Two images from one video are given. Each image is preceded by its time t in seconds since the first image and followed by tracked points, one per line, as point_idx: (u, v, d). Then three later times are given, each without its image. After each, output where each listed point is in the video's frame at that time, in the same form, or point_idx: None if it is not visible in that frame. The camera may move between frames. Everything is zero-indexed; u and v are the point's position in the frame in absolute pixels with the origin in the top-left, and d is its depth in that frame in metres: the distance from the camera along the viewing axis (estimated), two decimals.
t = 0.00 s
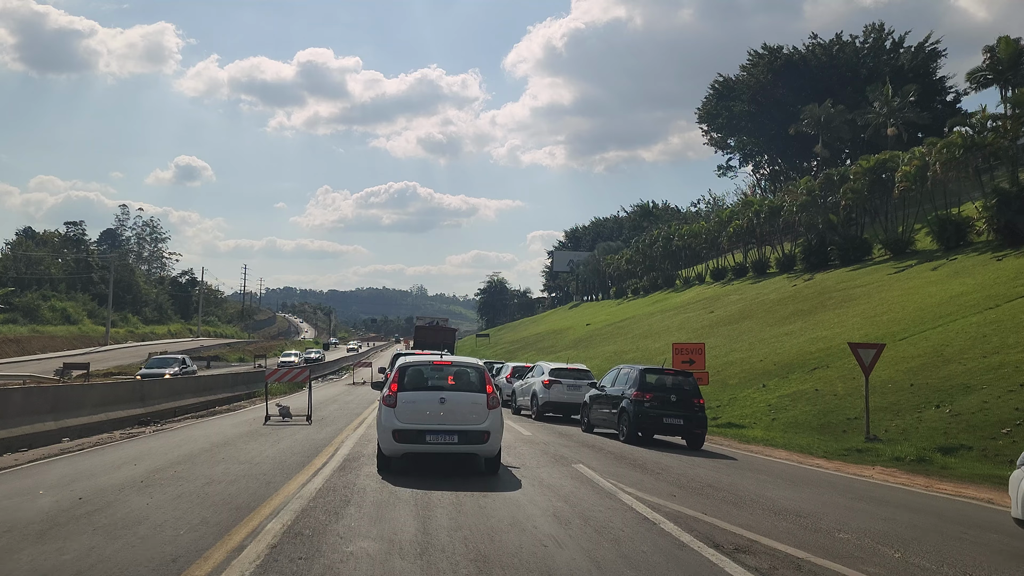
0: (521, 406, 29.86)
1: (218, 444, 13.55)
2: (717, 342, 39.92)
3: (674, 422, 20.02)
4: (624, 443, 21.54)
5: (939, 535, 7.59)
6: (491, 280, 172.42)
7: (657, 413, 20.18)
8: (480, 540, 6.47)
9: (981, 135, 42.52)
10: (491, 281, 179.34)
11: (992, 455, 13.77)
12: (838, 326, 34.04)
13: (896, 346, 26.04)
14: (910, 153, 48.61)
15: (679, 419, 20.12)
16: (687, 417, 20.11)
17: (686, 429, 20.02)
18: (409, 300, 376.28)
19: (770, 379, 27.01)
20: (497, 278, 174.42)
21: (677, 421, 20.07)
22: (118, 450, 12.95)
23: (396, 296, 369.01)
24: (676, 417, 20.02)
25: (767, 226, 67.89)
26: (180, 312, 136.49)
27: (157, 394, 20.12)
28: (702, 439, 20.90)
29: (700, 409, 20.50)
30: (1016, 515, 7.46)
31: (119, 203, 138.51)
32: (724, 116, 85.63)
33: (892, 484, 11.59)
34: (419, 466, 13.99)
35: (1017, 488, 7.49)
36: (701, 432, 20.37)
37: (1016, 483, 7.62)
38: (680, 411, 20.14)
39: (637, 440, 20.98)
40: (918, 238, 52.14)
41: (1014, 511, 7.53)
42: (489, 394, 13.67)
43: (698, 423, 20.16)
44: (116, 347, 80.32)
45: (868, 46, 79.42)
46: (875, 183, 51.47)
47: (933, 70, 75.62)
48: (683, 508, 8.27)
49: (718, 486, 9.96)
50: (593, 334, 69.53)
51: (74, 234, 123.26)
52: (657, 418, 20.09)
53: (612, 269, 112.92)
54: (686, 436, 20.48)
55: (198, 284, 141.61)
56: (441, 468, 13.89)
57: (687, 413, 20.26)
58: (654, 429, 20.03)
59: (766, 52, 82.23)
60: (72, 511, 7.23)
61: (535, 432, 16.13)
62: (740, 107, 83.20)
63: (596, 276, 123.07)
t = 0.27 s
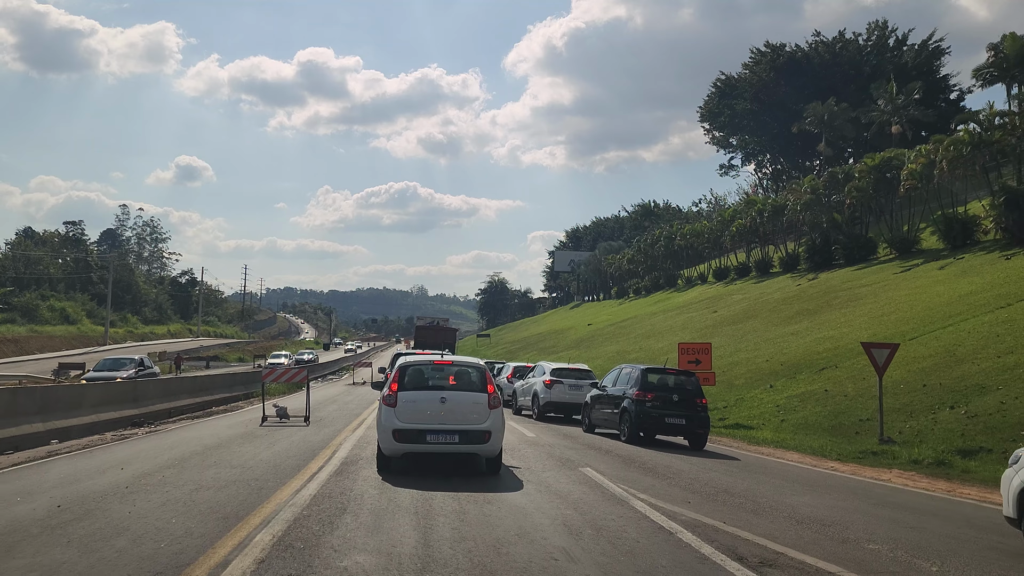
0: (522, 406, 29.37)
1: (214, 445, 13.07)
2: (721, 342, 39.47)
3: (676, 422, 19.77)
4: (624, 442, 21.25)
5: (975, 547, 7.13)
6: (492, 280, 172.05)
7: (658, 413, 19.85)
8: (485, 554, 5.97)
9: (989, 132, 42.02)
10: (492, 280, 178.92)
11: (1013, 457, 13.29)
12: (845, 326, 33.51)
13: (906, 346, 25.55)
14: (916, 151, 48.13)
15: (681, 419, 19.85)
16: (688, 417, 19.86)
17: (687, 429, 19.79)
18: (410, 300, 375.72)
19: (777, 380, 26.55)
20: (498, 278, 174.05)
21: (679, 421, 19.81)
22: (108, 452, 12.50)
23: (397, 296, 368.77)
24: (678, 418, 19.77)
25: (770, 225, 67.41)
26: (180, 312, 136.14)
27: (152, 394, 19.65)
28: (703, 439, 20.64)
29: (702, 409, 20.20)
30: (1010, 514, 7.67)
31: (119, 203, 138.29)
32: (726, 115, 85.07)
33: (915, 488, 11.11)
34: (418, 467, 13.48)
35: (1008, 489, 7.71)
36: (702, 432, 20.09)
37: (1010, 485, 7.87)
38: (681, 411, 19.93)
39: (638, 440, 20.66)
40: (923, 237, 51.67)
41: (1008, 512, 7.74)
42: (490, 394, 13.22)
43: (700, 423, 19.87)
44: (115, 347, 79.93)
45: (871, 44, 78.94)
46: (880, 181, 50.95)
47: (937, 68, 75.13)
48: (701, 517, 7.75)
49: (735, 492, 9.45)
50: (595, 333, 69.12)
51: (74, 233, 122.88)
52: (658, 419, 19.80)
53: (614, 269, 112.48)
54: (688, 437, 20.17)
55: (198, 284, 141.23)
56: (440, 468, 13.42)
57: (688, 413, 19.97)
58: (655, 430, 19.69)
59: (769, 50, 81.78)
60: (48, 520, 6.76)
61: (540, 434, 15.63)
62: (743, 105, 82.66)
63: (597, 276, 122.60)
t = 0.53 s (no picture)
0: (523, 405, 28.88)
1: (206, 448, 12.58)
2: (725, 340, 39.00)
3: (678, 422, 19.33)
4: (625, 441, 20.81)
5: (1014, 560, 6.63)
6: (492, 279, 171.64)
7: (660, 413, 19.40)
8: (492, 570, 5.47)
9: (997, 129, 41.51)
10: (493, 279, 178.56)
11: None
12: (851, 325, 33.05)
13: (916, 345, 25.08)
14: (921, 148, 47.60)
15: (684, 418, 19.41)
16: (691, 416, 19.42)
17: (690, 429, 19.36)
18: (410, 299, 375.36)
19: (784, 379, 26.07)
20: (498, 277, 173.61)
21: (681, 421, 19.37)
22: (96, 455, 12.00)
23: (397, 295, 368.42)
24: (680, 417, 19.33)
25: (773, 223, 66.92)
26: (180, 310, 135.79)
27: (145, 394, 19.16)
28: (706, 439, 20.22)
29: (705, 409, 19.75)
30: (999, 513, 7.42)
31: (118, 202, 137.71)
32: (728, 113, 84.55)
33: (939, 493, 10.63)
34: (418, 469, 12.98)
35: (998, 488, 7.46)
36: (705, 432, 19.66)
37: (998, 484, 7.62)
38: (684, 410, 19.49)
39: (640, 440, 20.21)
40: (928, 235, 51.19)
41: (996, 511, 7.49)
42: (491, 394, 12.76)
43: (703, 423, 19.43)
44: (113, 347, 79.45)
45: (874, 42, 78.43)
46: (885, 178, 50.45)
47: (940, 65, 74.67)
48: (719, 526, 7.27)
49: (752, 498, 8.97)
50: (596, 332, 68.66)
51: (73, 232, 122.36)
52: (660, 419, 19.35)
53: (615, 267, 112.00)
54: (691, 437, 19.74)
55: (198, 282, 140.73)
56: (440, 469, 12.95)
57: (691, 413, 19.53)
58: (657, 430, 19.24)
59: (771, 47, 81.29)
60: (19, 532, 6.28)
61: (544, 436, 15.16)
62: (745, 103, 82.14)
63: (598, 275, 122.16)
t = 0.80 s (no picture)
0: (523, 405, 28.43)
1: (198, 450, 12.09)
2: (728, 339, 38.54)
3: (681, 422, 18.87)
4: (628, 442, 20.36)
5: None
6: (492, 278, 171.30)
7: (663, 413, 18.94)
8: None
9: (1004, 125, 41.01)
10: (493, 279, 178.09)
11: None
12: (858, 323, 32.58)
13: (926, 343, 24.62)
14: (927, 145, 47.09)
15: (687, 418, 18.96)
16: (694, 417, 18.97)
17: (694, 429, 18.91)
18: (411, 299, 374.69)
19: (792, 378, 25.62)
20: (498, 276, 173.32)
21: (685, 421, 18.92)
22: (83, 457, 11.52)
23: (397, 294, 368.12)
24: (683, 417, 18.87)
25: (776, 222, 66.46)
26: (179, 310, 135.44)
27: (137, 395, 18.68)
28: (710, 439, 19.78)
29: (709, 408, 19.28)
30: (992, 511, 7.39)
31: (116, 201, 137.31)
32: (730, 111, 84.03)
33: (964, 498, 10.17)
34: (419, 471, 12.52)
35: (990, 488, 7.48)
36: (709, 432, 19.22)
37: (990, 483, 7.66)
38: (687, 410, 19.04)
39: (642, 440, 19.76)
40: (934, 233, 50.76)
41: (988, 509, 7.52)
42: (494, 393, 12.29)
43: (707, 423, 18.99)
44: (112, 346, 78.96)
45: (876, 39, 77.97)
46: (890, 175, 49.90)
47: (943, 63, 74.22)
48: (742, 536, 6.81)
49: (771, 505, 8.50)
50: (598, 332, 68.15)
51: (72, 231, 121.81)
52: (663, 419, 18.90)
53: (615, 266, 111.57)
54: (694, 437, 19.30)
55: (197, 281, 140.22)
56: (441, 471, 12.49)
57: (695, 412, 19.07)
58: (661, 430, 18.78)
59: (772, 45, 80.67)
60: None
61: (549, 437, 14.70)
62: (747, 101, 81.58)
63: (599, 274, 121.67)
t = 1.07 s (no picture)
0: (524, 405, 27.95)
1: (187, 453, 11.59)
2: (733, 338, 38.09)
3: (686, 423, 18.43)
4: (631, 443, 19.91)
5: None
6: (493, 278, 170.79)
7: (667, 414, 18.50)
8: None
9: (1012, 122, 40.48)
10: (493, 278, 177.66)
11: None
12: (864, 323, 32.12)
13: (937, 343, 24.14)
14: (933, 142, 46.59)
15: (692, 419, 18.51)
16: (699, 418, 18.51)
17: (699, 430, 18.45)
18: (411, 298, 374.14)
19: (799, 378, 25.16)
20: (499, 276, 172.80)
21: (689, 422, 18.47)
22: (69, 460, 11.04)
23: (398, 294, 367.65)
24: (687, 418, 18.42)
25: (779, 221, 65.97)
26: (179, 309, 135.03)
27: (131, 395, 18.22)
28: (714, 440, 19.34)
29: (713, 409, 18.82)
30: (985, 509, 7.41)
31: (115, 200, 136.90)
32: (732, 109, 83.51)
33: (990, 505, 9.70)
34: (419, 474, 12.05)
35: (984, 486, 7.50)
36: (714, 433, 18.77)
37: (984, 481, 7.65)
38: (691, 411, 18.59)
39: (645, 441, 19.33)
40: (939, 232, 50.31)
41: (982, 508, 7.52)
42: (496, 394, 11.82)
43: (712, 424, 18.53)
44: (111, 346, 78.47)
45: (879, 36, 77.43)
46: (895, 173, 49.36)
47: (946, 60, 73.72)
48: (768, 549, 6.34)
49: (792, 513, 8.03)
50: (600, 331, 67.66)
51: (71, 230, 121.34)
52: (667, 420, 18.46)
53: (617, 266, 111.06)
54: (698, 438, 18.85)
55: (197, 281, 139.74)
56: (441, 474, 12.04)
57: (699, 413, 18.61)
58: (664, 431, 18.35)
59: (775, 42, 80.10)
60: None
61: (553, 440, 14.23)
62: (749, 99, 80.99)
63: (600, 274, 121.14)
